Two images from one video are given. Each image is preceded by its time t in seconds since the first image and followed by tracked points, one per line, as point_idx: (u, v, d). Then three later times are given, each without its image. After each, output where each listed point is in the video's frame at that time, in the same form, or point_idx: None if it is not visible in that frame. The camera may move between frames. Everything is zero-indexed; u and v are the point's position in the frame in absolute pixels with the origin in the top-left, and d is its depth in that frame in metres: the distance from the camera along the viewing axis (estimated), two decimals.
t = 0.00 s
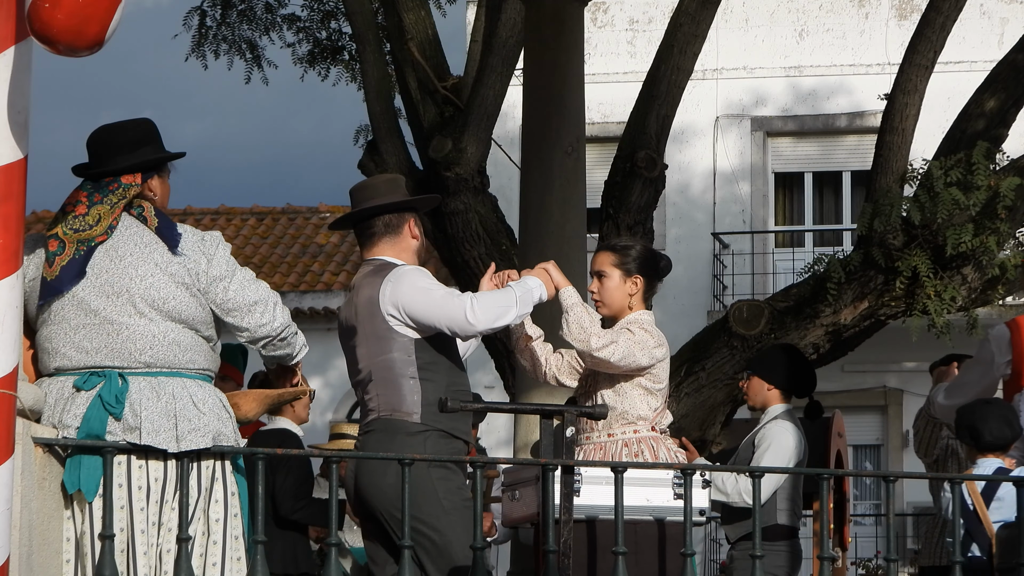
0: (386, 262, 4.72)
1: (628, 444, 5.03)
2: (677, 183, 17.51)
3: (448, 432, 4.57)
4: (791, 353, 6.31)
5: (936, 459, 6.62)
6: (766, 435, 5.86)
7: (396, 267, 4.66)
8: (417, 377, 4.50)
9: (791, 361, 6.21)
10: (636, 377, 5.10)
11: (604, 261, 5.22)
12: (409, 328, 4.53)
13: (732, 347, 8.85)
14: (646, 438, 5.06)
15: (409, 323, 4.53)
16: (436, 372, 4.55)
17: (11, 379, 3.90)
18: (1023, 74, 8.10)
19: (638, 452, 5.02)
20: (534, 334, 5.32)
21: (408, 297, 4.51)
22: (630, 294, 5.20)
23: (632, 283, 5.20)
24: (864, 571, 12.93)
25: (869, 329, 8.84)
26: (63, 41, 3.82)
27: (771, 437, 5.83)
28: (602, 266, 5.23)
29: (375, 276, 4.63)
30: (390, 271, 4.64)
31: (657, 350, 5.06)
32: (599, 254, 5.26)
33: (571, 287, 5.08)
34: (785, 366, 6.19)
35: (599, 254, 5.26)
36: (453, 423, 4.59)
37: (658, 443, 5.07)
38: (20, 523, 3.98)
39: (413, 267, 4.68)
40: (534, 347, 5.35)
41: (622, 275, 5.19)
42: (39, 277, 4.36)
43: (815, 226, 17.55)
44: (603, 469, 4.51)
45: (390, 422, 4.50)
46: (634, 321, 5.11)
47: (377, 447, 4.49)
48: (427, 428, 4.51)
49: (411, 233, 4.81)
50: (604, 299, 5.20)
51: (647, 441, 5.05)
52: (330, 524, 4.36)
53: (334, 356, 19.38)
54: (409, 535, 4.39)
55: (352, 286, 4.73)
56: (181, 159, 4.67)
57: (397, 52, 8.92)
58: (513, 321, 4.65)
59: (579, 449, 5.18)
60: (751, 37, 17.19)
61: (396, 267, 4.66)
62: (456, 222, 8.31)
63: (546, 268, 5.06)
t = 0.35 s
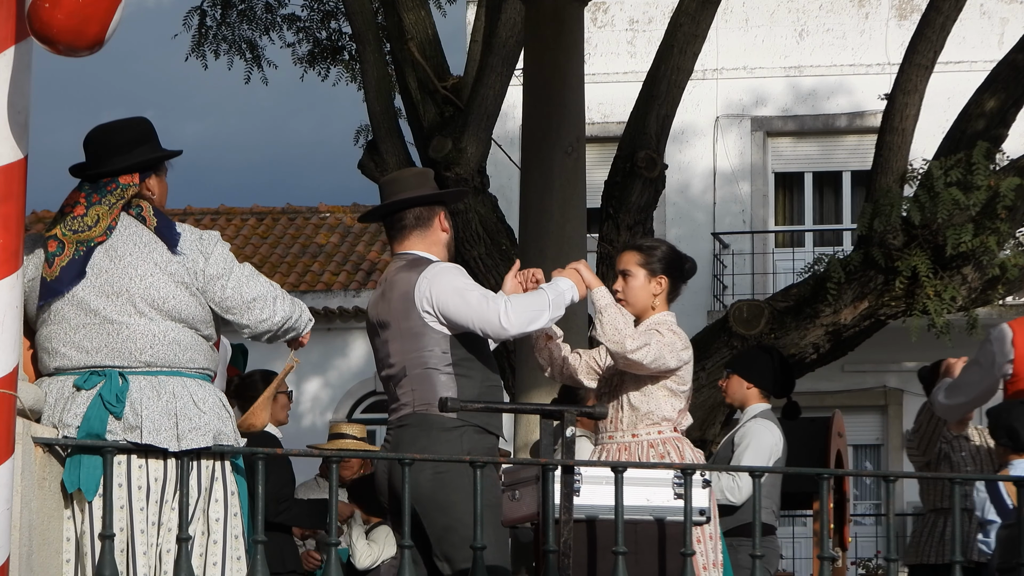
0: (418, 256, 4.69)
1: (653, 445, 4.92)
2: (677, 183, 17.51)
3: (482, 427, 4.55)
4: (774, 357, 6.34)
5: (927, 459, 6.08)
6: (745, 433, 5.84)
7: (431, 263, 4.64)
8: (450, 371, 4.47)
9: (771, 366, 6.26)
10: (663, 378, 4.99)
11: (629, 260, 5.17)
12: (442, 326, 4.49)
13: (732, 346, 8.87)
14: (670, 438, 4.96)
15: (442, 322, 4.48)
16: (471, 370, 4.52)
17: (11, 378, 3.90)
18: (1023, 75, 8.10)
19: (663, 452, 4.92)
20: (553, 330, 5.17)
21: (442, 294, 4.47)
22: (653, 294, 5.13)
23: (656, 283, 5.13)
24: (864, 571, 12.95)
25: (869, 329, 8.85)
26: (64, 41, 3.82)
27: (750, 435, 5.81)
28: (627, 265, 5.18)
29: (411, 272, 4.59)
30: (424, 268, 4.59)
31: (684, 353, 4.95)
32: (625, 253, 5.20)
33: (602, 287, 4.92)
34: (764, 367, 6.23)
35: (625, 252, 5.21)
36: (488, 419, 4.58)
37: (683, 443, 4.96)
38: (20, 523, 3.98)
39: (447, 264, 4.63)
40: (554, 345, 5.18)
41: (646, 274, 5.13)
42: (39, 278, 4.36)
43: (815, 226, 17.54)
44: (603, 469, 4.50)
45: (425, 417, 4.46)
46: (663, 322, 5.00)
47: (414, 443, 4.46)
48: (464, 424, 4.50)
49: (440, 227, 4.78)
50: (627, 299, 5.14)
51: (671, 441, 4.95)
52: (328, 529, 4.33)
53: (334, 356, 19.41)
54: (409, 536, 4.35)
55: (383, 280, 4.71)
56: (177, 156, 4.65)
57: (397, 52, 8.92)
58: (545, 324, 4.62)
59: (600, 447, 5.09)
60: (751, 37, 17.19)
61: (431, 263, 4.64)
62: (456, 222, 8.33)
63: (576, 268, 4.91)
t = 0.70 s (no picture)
0: (434, 260, 4.67)
1: (683, 447, 4.90)
2: (677, 183, 17.52)
3: (500, 431, 4.56)
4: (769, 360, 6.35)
5: (919, 460, 6.11)
6: (738, 435, 5.84)
7: (449, 269, 4.62)
8: (469, 377, 4.48)
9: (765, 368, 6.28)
10: (688, 380, 4.95)
11: (651, 260, 5.15)
12: (459, 333, 4.49)
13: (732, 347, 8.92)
14: (699, 439, 4.93)
15: (460, 328, 4.48)
16: (491, 374, 4.55)
17: (11, 379, 3.89)
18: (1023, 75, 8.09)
19: (693, 454, 4.89)
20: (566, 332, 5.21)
21: (463, 303, 4.45)
22: (676, 294, 5.11)
23: (679, 283, 5.11)
24: (863, 571, 12.94)
25: (869, 329, 8.84)
26: (63, 41, 3.82)
27: (744, 437, 5.82)
28: (649, 266, 5.15)
29: (430, 277, 4.57)
30: (443, 274, 4.58)
31: (710, 352, 4.91)
32: (646, 255, 5.17)
33: (621, 293, 4.88)
34: (755, 369, 6.25)
35: (646, 254, 5.17)
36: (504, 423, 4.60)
37: (712, 443, 4.94)
38: (20, 523, 3.98)
39: (467, 271, 4.62)
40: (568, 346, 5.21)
41: (668, 275, 5.11)
42: (38, 278, 4.36)
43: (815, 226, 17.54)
44: (603, 469, 4.50)
45: (443, 422, 4.47)
46: (687, 323, 4.97)
47: (432, 446, 4.46)
48: (482, 427, 4.51)
49: (455, 230, 4.76)
50: (650, 300, 5.12)
51: (701, 442, 4.93)
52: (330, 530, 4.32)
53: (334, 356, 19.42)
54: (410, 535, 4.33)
55: (397, 285, 4.67)
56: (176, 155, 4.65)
57: (397, 52, 8.92)
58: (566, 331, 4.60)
59: (629, 452, 5.08)
60: (751, 37, 17.18)
61: (448, 268, 4.62)
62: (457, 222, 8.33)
63: (592, 275, 4.94)
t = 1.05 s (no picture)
0: (422, 259, 4.67)
1: (657, 448, 4.91)
2: (677, 183, 17.52)
3: (470, 435, 4.52)
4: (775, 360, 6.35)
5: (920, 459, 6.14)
6: (748, 436, 5.85)
7: (437, 269, 4.61)
8: (444, 378, 4.45)
9: (769, 366, 6.27)
10: (671, 382, 4.97)
11: (638, 259, 5.15)
12: (443, 332, 4.47)
13: (732, 346, 8.86)
14: (675, 442, 4.94)
15: (444, 328, 4.46)
16: (468, 378, 4.52)
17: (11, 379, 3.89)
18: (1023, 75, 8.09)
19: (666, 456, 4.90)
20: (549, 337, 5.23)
21: (448, 302, 4.44)
22: (660, 294, 5.12)
23: (663, 283, 5.12)
24: (863, 571, 12.95)
25: (869, 329, 8.84)
26: (63, 41, 3.82)
27: (754, 438, 5.82)
28: (635, 265, 5.16)
29: (418, 276, 4.56)
30: (431, 273, 4.57)
31: (693, 355, 4.95)
32: (633, 254, 5.18)
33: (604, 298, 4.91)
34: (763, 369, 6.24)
35: (634, 253, 5.18)
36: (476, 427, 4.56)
37: (687, 447, 4.94)
38: (20, 523, 3.98)
39: (455, 271, 4.60)
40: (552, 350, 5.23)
41: (653, 274, 5.12)
42: (39, 279, 4.37)
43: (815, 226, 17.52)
44: (603, 469, 4.50)
45: (415, 422, 4.43)
46: (670, 325, 5.00)
47: (404, 446, 4.42)
48: (454, 430, 4.48)
49: (444, 231, 4.77)
50: (634, 297, 5.13)
51: (676, 446, 4.93)
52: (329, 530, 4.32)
53: (334, 356, 19.42)
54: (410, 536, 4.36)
55: (385, 280, 4.67)
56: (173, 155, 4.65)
57: (397, 52, 8.92)
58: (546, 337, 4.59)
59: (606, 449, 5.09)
60: (751, 37, 17.19)
61: (437, 268, 4.61)
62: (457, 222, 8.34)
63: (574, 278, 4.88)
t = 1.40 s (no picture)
0: (419, 259, 4.66)
1: (649, 447, 4.92)
2: (677, 183, 17.52)
3: (477, 434, 4.51)
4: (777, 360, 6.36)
5: (926, 462, 6.12)
6: (753, 437, 5.83)
7: (435, 268, 4.59)
8: (449, 377, 4.44)
9: (771, 367, 6.27)
10: (665, 384, 4.97)
11: (633, 261, 5.17)
12: (444, 330, 4.45)
13: (732, 346, 8.86)
14: (667, 442, 4.95)
15: (445, 326, 4.45)
16: (471, 377, 4.49)
17: (11, 379, 3.87)
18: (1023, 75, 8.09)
19: (657, 456, 4.91)
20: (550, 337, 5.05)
21: (449, 300, 4.43)
22: (656, 295, 5.11)
23: (659, 284, 5.11)
24: (864, 571, 12.95)
25: (869, 329, 8.84)
26: (64, 41, 3.82)
27: (759, 439, 5.80)
28: (630, 266, 5.17)
29: (416, 277, 4.54)
30: (430, 272, 4.55)
31: (685, 355, 4.95)
32: (628, 255, 5.20)
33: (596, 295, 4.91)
34: (765, 370, 6.24)
35: (629, 255, 5.20)
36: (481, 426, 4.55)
37: (678, 448, 4.95)
38: (20, 523, 3.97)
39: (455, 271, 4.60)
40: (552, 351, 5.08)
41: (648, 276, 5.12)
42: (40, 278, 4.36)
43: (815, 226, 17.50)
44: (603, 469, 4.50)
45: (422, 422, 4.42)
46: (662, 325, 5.00)
47: (410, 446, 4.41)
48: (460, 429, 4.46)
49: (436, 227, 4.74)
50: (629, 300, 5.14)
51: (668, 446, 4.94)
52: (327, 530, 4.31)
53: (334, 356, 19.43)
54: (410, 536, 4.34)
55: (384, 282, 4.65)
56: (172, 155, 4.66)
57: (397, 52, 8.92)
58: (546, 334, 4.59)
59: (600, 449, 5.09)
60: (751, 37, 17.19)
61: (434, 267, 4.59)
62: (456, 222, 8.34)
63: (569, 275, 4.91)
